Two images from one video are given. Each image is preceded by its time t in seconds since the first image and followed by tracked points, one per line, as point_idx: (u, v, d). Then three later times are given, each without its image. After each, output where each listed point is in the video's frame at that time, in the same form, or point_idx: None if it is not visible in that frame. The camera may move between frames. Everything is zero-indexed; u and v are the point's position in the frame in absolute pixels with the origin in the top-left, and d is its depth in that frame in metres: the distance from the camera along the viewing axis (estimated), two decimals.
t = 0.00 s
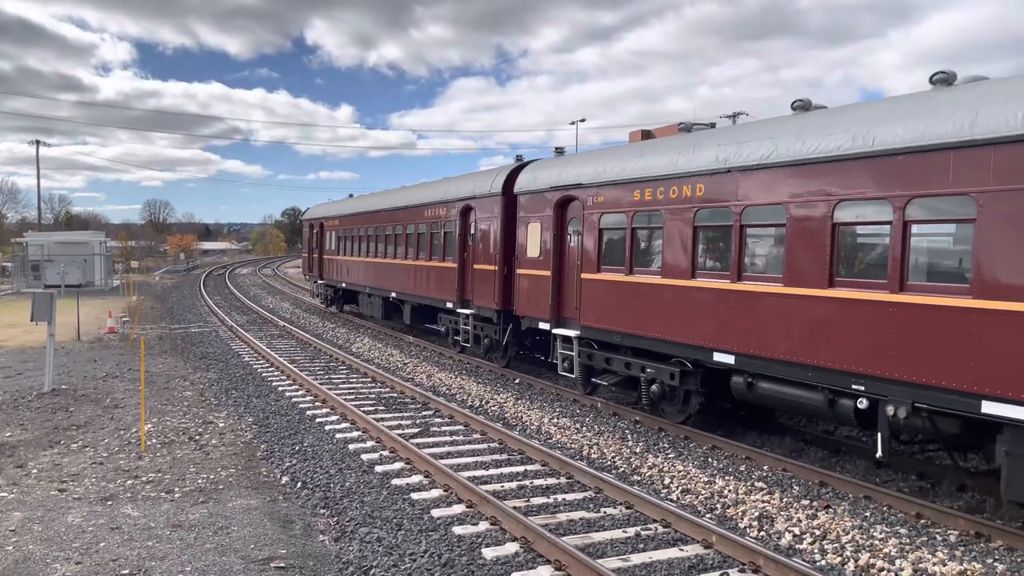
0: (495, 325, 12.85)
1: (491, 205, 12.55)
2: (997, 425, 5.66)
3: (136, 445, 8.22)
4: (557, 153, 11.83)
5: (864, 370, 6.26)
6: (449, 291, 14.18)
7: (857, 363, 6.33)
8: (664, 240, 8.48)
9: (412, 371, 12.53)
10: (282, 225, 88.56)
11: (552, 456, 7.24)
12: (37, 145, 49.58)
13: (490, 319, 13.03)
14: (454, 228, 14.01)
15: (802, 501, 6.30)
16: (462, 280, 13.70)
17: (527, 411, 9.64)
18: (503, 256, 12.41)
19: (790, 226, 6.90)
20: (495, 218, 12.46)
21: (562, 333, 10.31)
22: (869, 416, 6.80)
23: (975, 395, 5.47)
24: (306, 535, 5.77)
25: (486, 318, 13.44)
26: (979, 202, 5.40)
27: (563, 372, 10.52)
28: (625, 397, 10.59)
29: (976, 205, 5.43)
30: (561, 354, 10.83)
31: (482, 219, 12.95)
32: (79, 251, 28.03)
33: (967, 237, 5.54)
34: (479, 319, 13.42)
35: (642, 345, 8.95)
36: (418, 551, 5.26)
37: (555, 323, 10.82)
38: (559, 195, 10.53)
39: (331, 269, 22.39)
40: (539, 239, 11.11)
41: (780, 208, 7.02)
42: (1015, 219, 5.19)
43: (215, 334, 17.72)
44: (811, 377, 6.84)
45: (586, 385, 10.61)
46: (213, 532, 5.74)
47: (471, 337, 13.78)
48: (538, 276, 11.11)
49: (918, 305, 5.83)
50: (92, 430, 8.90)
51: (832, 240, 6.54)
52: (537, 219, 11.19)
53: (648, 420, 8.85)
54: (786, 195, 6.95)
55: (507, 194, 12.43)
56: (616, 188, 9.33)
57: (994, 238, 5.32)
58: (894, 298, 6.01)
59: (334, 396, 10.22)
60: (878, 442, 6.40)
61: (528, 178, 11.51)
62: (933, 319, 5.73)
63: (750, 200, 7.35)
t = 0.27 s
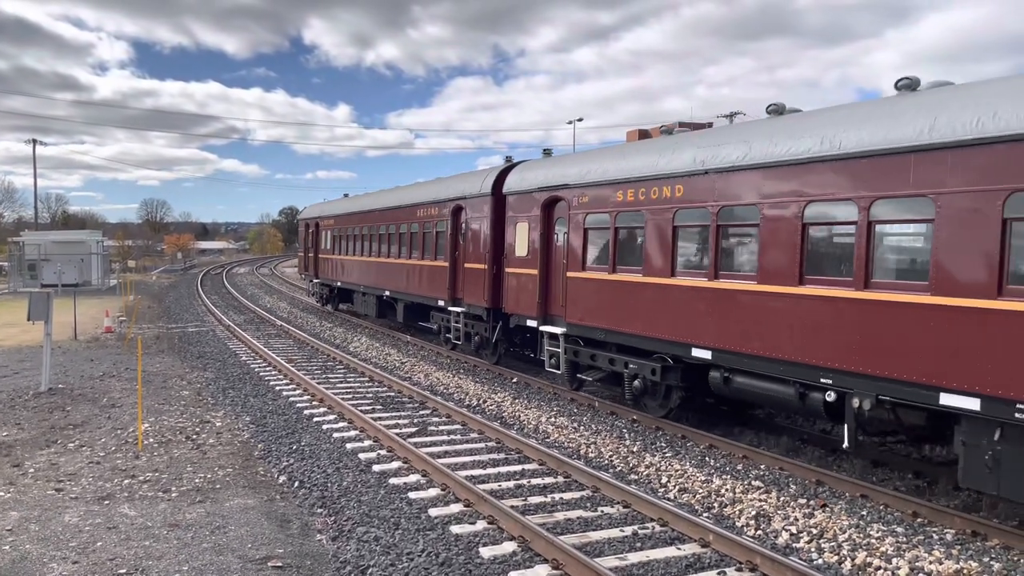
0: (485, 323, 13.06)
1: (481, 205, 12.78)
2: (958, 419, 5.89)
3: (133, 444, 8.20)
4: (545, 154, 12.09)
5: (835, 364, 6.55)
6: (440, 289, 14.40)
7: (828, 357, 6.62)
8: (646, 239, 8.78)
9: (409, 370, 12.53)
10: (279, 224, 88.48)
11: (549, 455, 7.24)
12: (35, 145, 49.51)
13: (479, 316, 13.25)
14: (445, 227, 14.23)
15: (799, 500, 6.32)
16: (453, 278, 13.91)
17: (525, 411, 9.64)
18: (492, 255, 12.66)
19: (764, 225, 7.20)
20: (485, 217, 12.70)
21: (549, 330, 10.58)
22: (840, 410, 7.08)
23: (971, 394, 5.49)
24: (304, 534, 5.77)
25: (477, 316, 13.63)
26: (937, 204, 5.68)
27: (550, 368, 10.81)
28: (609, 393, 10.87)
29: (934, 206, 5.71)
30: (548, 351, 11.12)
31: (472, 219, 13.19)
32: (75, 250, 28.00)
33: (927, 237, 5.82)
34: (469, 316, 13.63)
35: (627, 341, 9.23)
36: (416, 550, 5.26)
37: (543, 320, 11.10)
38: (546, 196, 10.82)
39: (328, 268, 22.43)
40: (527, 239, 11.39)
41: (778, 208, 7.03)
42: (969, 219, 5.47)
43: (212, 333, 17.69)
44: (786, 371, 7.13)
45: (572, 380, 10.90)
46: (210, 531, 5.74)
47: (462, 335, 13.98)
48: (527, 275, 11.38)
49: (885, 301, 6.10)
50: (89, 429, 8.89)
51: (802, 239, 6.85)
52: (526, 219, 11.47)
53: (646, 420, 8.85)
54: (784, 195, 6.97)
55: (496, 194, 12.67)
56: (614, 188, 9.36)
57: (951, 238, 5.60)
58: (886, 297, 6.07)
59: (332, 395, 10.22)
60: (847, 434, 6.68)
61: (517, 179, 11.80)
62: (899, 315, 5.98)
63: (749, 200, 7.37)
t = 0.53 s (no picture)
0: (475, 321, 13.25)
1: (471, 206, 12.95)
2: (920, 411, 6.08)
3: (130, 445, 8.19)
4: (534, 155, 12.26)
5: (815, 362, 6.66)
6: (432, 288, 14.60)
7: (799, 353, 6.81)
8: (628, 239, 8.94)
9: (407, 370, 12.52)
10: (277, 224, 88.41)
11: (547, 455, 7.24)
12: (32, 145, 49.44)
13: (470, 315, 13.45)
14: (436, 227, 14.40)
15: (797, 499, 6.33)
16: (444, 277, 14.09)
17: (522, 411, 9.64)
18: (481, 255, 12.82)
19: (739, 226, 7.38)
20: (474, 218, 12.87)
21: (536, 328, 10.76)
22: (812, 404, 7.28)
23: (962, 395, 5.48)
24: (301, 534, 5.76)
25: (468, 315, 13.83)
26: (898, 205, 5.90)
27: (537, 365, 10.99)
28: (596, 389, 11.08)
29: (896, 207, 5.92)
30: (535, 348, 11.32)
31: (462, 218, 13.36)
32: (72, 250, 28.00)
33: (891, 237, 6.02)
34: (459, 314, 13.83)
35: (609, 338, 9.41)
36: (413, 550, 5.26)
37: (530, 319, 11.28)
38: (533, 196, 11.00)
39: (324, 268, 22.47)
40: (515, 239, 11.56)
41: (774, 208, 7.03)
42: (927, 219, 5.68)
43: (209, 333, 17.67)
44: (758, 367, 7.33)
45: (559, 376, 11.11)
46: (208, 531, 5.73)
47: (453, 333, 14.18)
48: (515, 274, 11.56)
49: (852, 298, 6.29)
50: (86, 430, 8.87)
51: (774, 239, 7.03)
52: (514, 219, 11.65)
53: (644, 420, 8.85)
54: (778, 194, 6.96)
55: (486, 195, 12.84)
56: (608, 187, 9.35)
57: (910, 238, 5.81)
58: (883, 297, 6.02)
59: (329, 395, 10.21)
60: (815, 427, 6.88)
61: (505, 180, 11.98)
62: (867, 311, 6.17)
63: (743, 199, 7.36)
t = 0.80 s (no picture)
0: (467, 320, 13.53)
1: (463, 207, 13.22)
2: (884, 403, 6.35)
3: (127, 445, 8.18)
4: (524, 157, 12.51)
5: (798, 358, 6.80)
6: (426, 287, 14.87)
7: (770, 349, 7.08)
8: (611, 240, 9.20)
9: (405, 371, 12.51)
10: (274, 225, 88.33)
11: (545, 455, 7.25)
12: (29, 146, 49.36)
13: (462, 314, 13.73)
14: (431, 228, 14.68)
15: (794, 499, 6.33)
16: (437, 277, 14.37)
17: (520, 411, 9.63)
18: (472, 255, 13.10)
19: (714, 228, 7.64)
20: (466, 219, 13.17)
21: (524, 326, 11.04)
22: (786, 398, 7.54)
23: (960, 394, 5.48)
24: (299, 535, 5.76)
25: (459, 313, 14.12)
26: (861, 208, 6.18)
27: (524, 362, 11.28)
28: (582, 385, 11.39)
29: (859, 210, 6.21)
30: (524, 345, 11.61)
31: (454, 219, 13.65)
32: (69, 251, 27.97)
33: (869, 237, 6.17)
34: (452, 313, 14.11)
35: (593, 336, 9.67)
36: (411, 551, 5.26)
37: (519, 317, 11.55)
38: (521, 198, 11.29)
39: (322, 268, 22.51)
40: (504, 239, 11.85)
41: (771, 208, 7.03)
42: (888, 222, 5.96)
43: (207, 334, 17.65)
44: (734, 363, 7.56)
45: (546, 373, 11.38)
46: (205, 532, 5.72)
47: (445, 331, 14.46)
48: (504, 274, 11.85)
49: (821, 296, 6.56)
50: (83, 431, 8.86)
51: (749, 240, 7.29)
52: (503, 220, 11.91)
53: (641, 420, 8.85)
54: (775, 194, 6.96)
55: (477, 196, 13.11)
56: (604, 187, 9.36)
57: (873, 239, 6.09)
58: (882, 297, 6.01)
59: (327, 395, 10.21)
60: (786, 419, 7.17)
61: (495, 182, 12.25)
62: (835, 308, 6.43)
63: (740, 199, 7.36)
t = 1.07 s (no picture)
0: (459, 320, 13.82)
1: (456, 209, 13.53)
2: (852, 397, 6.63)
3: (126, 447, 8.17)
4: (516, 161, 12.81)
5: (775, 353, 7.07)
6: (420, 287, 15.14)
7: (747, 347, 7.37)
8: (598, 240, 9.52)
9: (404, 372, 12.50)
10: (273, 226, 88.32)
11: (544, 456, 7.25)
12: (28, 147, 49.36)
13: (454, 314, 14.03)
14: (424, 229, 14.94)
15: (793, 500, 6.33)
16: (430, 278, 14.66)
17: (520, 412, 9.63)
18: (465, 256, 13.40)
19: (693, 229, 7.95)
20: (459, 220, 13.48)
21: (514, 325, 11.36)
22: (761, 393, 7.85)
23: (959, 394, 5.47)
24: (298, 536, 5.76)
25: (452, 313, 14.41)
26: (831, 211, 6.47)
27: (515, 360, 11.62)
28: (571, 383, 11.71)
29: (830, 213, 6.49)
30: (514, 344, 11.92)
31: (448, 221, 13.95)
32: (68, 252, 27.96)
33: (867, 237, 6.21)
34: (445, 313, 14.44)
35: (581, 334, 9.98)
36: (410, 552, 5.26)
37: (510, 317, 11.87)
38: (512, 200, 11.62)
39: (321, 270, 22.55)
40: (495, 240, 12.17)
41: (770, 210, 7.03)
42: (856, 225, 6.24)
43: (206, 335, 17.63)
44: (714, 359, 7.85)
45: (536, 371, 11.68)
46: (204, 533, 5.72)
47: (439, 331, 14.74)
48: (496, 274, 12.15)
49: (794, 296, 6.85)
50: (82, 432, 8.85)
51: (726, 240, 7.57)
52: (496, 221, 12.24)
53: (641, 421, 8.85)
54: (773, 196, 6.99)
55: (469, 198, 13.41)
56: (603, 189, 9.43)
57: (842, 241, 6.37)
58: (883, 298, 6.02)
59: (326, 397, 10.21)
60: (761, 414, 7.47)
61: (487, 184, 12.57)
62: (811, 306, 6.67)
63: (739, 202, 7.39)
